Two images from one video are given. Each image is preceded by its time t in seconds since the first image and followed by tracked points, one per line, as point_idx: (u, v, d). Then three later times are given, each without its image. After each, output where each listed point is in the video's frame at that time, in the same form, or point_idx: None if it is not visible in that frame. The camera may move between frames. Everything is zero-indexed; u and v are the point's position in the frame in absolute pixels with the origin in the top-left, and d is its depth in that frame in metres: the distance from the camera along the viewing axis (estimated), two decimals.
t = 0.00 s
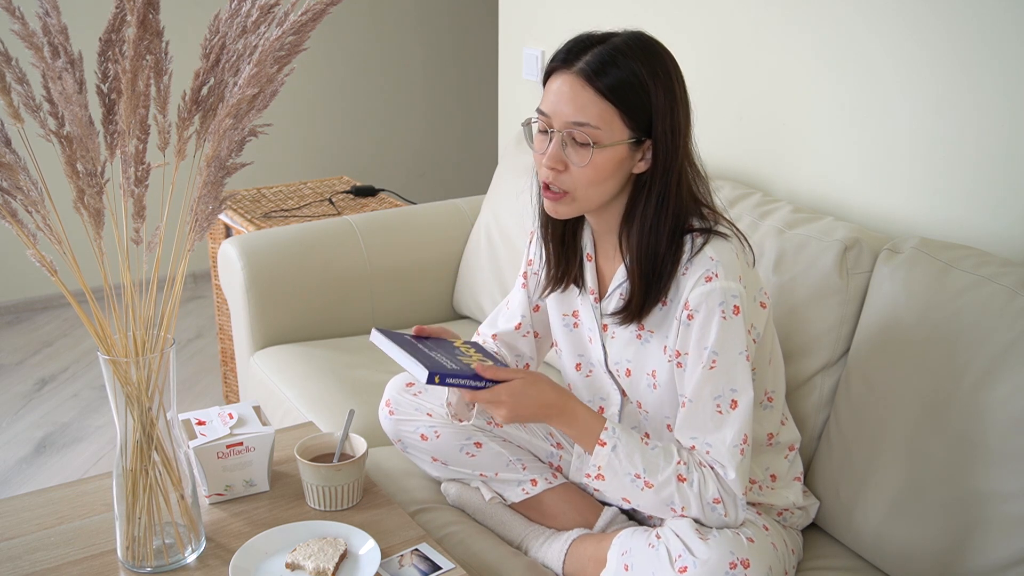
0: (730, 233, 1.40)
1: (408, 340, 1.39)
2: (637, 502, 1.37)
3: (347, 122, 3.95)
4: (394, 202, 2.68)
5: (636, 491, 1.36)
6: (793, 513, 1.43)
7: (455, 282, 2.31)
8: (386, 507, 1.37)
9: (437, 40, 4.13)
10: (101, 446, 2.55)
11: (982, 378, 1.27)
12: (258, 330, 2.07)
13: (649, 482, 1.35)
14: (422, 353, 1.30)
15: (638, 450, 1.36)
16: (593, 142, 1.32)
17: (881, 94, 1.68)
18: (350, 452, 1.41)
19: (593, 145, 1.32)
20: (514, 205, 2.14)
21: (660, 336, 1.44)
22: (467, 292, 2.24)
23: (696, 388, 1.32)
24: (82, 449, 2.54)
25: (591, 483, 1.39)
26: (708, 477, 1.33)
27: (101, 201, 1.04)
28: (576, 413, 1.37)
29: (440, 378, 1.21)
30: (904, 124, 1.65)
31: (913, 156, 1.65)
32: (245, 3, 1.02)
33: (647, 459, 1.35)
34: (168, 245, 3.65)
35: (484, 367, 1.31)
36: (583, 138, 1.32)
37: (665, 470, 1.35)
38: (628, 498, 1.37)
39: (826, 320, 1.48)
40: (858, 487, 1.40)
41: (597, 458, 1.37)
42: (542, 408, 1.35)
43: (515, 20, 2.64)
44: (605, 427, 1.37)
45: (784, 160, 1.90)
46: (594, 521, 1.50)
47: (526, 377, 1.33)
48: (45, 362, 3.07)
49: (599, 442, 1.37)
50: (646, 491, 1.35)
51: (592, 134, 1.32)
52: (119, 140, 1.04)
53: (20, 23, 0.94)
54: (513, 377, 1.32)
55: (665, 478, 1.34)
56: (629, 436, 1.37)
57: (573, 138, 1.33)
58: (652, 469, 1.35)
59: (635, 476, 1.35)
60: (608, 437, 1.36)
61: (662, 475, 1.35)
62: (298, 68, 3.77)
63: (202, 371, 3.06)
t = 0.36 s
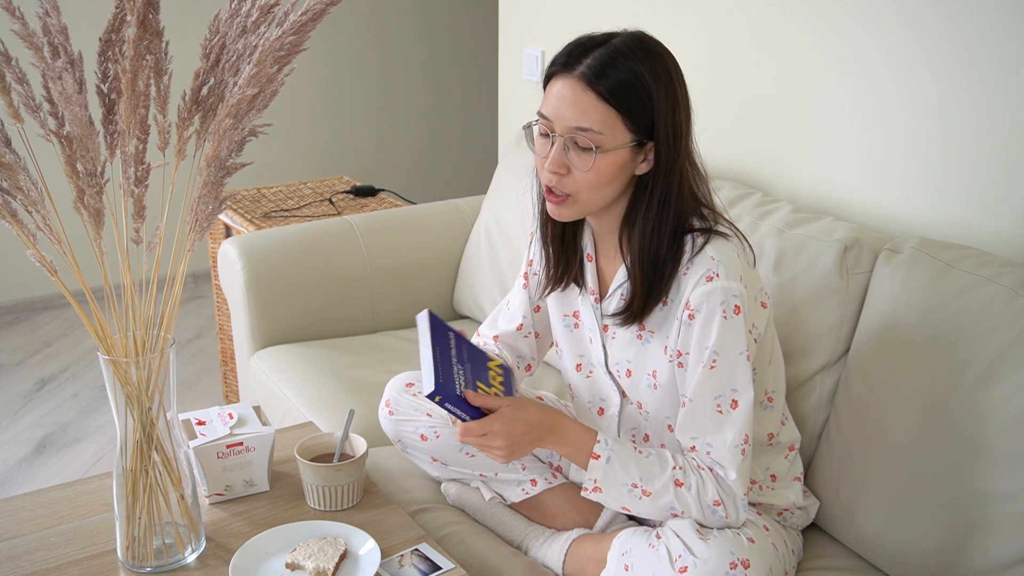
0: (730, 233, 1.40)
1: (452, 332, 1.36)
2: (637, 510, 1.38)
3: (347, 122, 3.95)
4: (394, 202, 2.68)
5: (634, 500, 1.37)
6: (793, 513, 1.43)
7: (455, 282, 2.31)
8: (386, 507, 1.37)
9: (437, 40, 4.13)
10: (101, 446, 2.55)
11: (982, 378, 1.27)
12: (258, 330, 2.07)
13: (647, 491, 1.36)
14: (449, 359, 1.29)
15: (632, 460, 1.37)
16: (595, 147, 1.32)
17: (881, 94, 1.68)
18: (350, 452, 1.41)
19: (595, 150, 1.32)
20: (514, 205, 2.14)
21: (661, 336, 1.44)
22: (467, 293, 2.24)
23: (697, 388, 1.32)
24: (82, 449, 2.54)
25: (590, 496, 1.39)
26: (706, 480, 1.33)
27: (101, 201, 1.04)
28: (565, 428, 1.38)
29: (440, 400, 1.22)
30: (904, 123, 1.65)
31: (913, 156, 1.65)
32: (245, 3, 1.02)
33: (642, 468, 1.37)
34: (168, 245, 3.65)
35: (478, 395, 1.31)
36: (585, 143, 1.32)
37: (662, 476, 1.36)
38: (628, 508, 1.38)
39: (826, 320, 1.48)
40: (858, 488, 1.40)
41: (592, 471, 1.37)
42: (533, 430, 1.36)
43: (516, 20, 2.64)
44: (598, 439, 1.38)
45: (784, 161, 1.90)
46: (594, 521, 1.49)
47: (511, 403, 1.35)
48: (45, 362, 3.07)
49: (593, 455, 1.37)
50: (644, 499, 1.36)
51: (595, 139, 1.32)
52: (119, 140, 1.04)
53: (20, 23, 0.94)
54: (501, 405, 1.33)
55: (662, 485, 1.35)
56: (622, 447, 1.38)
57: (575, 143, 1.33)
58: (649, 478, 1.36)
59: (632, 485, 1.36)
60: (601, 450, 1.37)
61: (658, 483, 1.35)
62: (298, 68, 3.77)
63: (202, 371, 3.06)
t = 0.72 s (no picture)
0: (725, 232, 1.40)
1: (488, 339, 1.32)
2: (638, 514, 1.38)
3: (347, 122, 3.95)
4: (394, 202, 2.68)
5: (633, 505, 1.37)
6: (793, 512, 1.43)
7: (455, 282, 2.31)
8: (386, 507, 1.37)
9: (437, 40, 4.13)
10: (101, 446, 2.55)
11: (982, 378, 1.27)
12: (258, 330, 2.07)
13: (645, 496, 1.36)
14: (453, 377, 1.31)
15: (628, 464, 1.37)
16: (595, 153, 1.32)
17: (881, 94, 1.68)
18: (350, 452, 1.41)
19: (596, 155, 1.32)
20: (514, 205, 2.14)
21: (658, 335, 1.44)
22: (467, 293, 2.24)
23: (692, 388, 1.32)
24: (82, 449, 2.54)
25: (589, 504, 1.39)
26: (705, 480, 1.33)
27: (101, 201, 1.04)
28: (558, 440, 1.39)
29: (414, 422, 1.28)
30: (904, 123, 1.65)
31: (913, 156, 1.65)
32: (245, 3, 1.02)
33: (638, 472, 1.36)
34: (167, 245, 3.65)
35: (470, 422, 1.34)
36: (585, 149, 1.32)
37: (658, 479, 1.35)
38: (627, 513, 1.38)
39: (826, 320, 1.48)
40: (858, 488, 1.40)
41: (590, 478, 1.37)
42: (527, 444, 1.39)
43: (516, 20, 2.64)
44: (593, 447, 1.38)
45: (784, 160, 1.90)
46: (594, 521, 1.49)
47: (505, 424, 1.37)
48: (45, 362, 3.07)
49: (589, 462, 1.37)
50: (643, 504, 1.36)
51: (595, 145, 1.31)
52: (119, 140, 1.04)
53: (20, 23, 0.94)
54: (494, 427, 1.36)
55: (659, 489, 1.35)
56: (617, 453, 1.38)
57: (575, 149, 1.33)
58: (646, 482, 1.36)
59: (630, 491, 1.36)
60: (597, 457, 1.37)
61: (656, 486, 1.35)
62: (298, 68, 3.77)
63: (202, 371, 3.06)
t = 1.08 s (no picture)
0: (722, 231, 1.41)
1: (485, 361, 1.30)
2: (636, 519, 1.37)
3: (346, 122, 3.95)
4: (394, 202, 2.68)
5: (631, 510, 1.37)
6: (793, 512, 1.43)
7: (455, 281, 2.31)
8: (386, 507, 1.37)
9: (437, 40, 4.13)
10: (101, 447, 2.55)
11: (982, 378, 1.27)
12: (258, 331, 2.07)
13: (642, 499, 1.36)
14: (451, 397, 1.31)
15: (624, 469, 1.37)
16: (607, 149, 1.31)
17: (881, 94, 1.68)
18: (350, 452, 1.41)
19: (608, 151, 1.31)
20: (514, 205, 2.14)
21: (657, 335, 1.43)
22: (467, 292, 2.24)
23: (692, 388, 1.32)
24: (82, 449, 2.54)
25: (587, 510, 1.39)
26: (705, 480, 1.33)
27: (102, 201, 1.04)
28: (554, 448, 1.40)
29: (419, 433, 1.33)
30: (904, 123, 1.65)
31: (913, 156, 1.65)
32: (245, 3, 1.02)
33: (634, 476, 1.36)
34: (167, 245, 3.65)
35: (464, 439, 1.37)
36: (596, 145, 1.31)
37: (654, 483, 1.35)
38: (625, 518, 1.38)
39: (826, 320, 1.48)
40: (858, 488, 1.40)
41: (586, 484, 1.37)
42: (524, 453, 1.40)
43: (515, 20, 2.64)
44: (588, 452, 1.38)
45: (783, 161, 1.90)
46: (594, 521, 1.49)
47: (501, 437, 1.38)
48: (45, 362, 3.07)
49: (584, 468, 1.37)
50: (640, 508, 1.36)
51: (607, 141, 1.31)
52: (119, 140, 1.04)
53: (20, 23, 0.94)
54: (489, 440, 1.38)
55: (655, 492, 1.35)
56: (612, 458, 1.38)
57: (585, 146, 1.32)
58: (642, 486, 1.36)
59: (627, 495, 1.36)
60: (592, 462, 1.37)
61: (652, 489, 1.35)
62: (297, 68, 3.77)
63: (202, 371, 3.06)
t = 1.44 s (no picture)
0: (727, 230, 1.41)
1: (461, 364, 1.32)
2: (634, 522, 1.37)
3: (346, 122, 3.95)
4: (394, 202, 2.68)
5: (629, 513, 1.37)
6: (793, 512, 1.43)
7: (455, 281, 2.31)
8: (386, 507, 1.37)
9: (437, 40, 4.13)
10: (101, 446, 2.55)
11: (982, 377, 1.27)
12: (258, 331, 2.07)
13: (640, 502, 1.36)
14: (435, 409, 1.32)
15: (620, 471, 1.37)
16: (630, 138, 1.32)
17: (881, 94, 1.68)
18: (350, 452, 1.41)
19: (631, 141, 1.32)
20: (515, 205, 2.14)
21: (663, 334, 1.43)
22: (467, 293, 2.24)
23: (695, 387, 1.33)
24: (82, 449, 2.54)
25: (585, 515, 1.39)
26: (705, 480, 1.33)
27: (101, 201, 1.04)
28: (551, 453, 1.39)
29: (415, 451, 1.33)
30: (904, 123, 1.65)
31: (913, 156, 1.65)
32: (245, 3, 1.02)
33: (631, 480, 1.36)
34: (167, 245, 3.66)
35: (459, 451, 1.36)
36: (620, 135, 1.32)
37: (652, 486, 1.36)
38: (625, 522, 1.38)
39: (826, 320, 1.48)
40: (858, 488, 1.40)
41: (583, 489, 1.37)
42: (520, 462, 1.39)
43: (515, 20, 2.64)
44: (584, 457, 1.38)
45: (783, 161, 1.90)
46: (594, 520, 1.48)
47: (495, 446, 1.37)
48: (46, 362, 3.07)
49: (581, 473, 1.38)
50: (639, 511, 1.36)
51: (631, 131, 1.32)
52: (119, 140, 1.04)
53: (20, 23, 0.94)
54: (484, 450, 1.37)
55: (653, 495, 1.35)
56: (610, 461, 1.38)
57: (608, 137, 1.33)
58: (640, 488, 1.36)
59: (625, 498, 1.36)
60: (589, 467, 1.37)
61: (650, 492, 1.35)
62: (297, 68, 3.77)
63: (202, 371, 3.06)
